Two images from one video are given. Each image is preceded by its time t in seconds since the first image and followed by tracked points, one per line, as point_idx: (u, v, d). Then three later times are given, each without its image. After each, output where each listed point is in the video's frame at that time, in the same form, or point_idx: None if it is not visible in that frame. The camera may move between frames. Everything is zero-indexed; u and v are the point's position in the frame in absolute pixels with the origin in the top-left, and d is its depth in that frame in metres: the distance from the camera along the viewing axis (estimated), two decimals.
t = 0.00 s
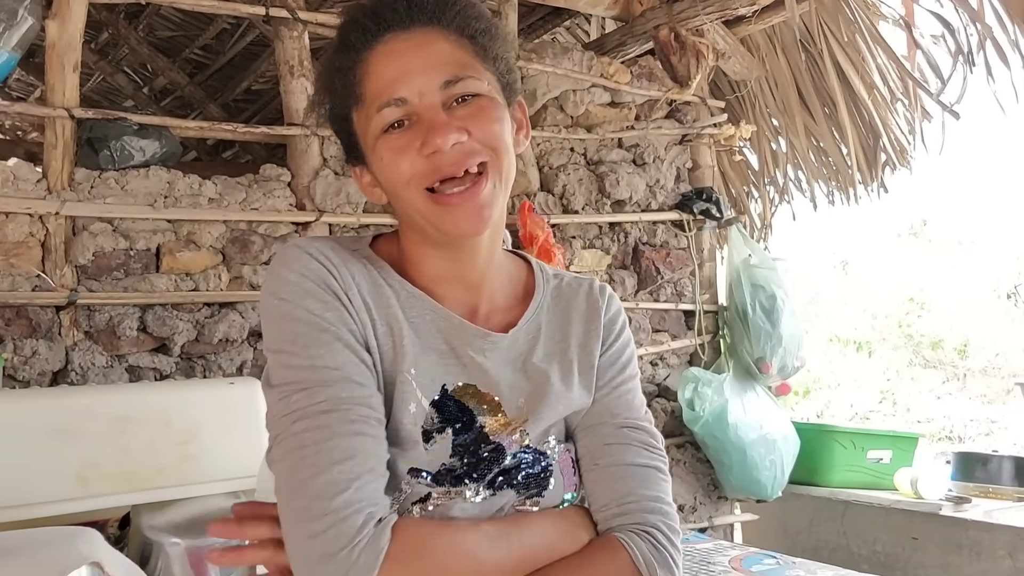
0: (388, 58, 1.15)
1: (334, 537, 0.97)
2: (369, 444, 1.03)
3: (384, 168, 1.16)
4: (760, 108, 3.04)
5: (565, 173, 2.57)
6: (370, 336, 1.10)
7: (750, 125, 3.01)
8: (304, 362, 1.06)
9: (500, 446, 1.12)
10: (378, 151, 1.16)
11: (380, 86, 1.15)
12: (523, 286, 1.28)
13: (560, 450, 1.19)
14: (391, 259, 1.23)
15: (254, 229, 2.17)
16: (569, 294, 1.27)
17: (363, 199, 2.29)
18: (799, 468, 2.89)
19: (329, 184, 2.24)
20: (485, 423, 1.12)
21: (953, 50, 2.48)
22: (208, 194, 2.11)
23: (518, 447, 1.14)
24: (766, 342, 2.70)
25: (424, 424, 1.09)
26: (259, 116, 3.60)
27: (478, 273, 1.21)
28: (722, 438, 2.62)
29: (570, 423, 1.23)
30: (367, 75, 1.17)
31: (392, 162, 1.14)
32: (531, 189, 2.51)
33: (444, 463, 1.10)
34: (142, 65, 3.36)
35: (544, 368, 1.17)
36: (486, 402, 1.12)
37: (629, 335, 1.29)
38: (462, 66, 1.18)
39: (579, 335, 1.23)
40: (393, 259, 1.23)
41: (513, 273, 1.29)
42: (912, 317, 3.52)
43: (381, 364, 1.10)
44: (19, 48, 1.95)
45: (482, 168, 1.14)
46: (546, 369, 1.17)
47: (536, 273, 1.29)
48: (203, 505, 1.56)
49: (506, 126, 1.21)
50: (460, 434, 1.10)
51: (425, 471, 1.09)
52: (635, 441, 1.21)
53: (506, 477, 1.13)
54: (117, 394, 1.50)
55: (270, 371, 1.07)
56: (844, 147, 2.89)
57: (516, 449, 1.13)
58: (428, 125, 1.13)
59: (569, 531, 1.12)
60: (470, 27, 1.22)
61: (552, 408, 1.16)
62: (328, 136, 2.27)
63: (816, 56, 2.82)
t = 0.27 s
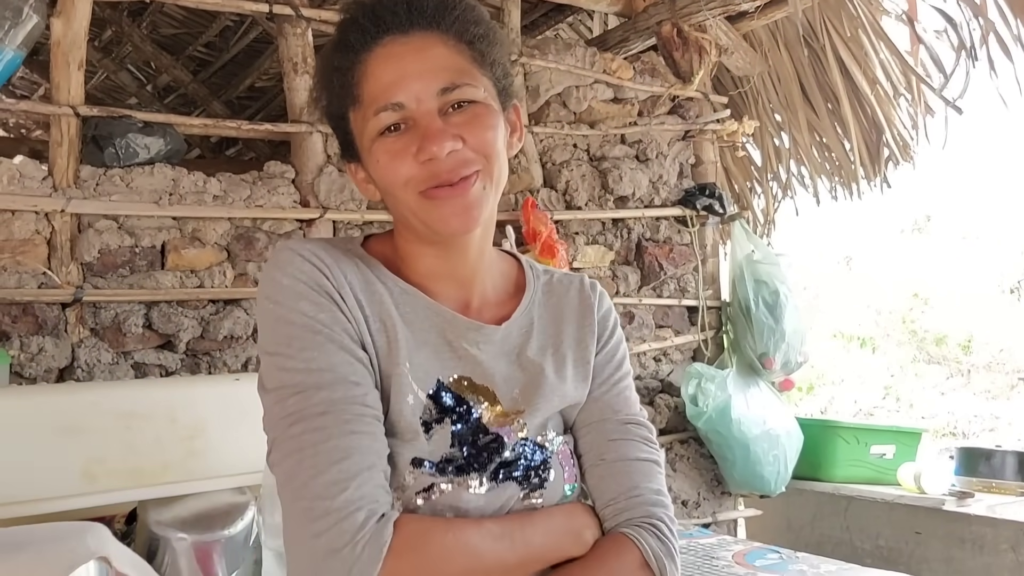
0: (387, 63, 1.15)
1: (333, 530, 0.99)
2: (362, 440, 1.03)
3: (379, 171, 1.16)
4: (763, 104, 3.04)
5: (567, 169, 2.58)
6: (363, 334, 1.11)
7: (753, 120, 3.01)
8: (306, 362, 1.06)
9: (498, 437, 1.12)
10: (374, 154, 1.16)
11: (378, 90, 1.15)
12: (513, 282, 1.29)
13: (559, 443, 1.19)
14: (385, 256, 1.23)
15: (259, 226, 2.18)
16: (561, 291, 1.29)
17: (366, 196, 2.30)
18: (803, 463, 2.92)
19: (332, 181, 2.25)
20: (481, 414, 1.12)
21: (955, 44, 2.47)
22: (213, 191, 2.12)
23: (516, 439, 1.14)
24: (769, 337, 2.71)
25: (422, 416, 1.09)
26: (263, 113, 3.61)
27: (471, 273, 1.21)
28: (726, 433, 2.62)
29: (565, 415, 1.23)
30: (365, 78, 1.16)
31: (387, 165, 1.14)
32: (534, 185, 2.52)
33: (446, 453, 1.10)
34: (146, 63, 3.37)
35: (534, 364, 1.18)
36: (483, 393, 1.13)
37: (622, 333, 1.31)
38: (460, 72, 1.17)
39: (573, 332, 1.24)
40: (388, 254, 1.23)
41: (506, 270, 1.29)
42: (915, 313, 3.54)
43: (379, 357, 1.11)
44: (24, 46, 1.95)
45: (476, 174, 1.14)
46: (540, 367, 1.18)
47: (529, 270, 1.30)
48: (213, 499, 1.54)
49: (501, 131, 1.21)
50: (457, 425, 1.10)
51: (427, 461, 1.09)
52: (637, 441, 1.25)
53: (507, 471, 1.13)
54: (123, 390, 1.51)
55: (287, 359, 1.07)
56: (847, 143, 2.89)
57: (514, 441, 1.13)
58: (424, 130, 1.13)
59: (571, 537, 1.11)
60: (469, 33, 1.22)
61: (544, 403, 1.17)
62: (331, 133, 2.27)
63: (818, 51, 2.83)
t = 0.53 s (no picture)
0: (387, 58, 1.10)
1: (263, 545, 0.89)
2: (341, 436, 0.99)
3: (371, 164, 1.11)
4: (766, 99, 3.03)
5: (570, 163, 2.58)
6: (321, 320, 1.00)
7: (755, 114, 3.01)
8: (256, 369, 0.96)
9: (476, 416, 1.04)
10: (367, 146, 1.12)
11: (374, 84, 1.11)
12: (509, 274, 1.22)
13: (547, 425, 1.10)
14: (375, 248, 1.15)
15: (262, 219, 2.19)
16: (556, 286, 1.21)
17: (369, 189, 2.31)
18: (804, 455, 2.96)
19: (335, 175, 2.27)
20: (459, 395, 1.04)
21: (957, 39, 2.49)
22: (216, 184, 2.14)
23: (496, 419, 1.05)
24: (770, 330, 2.72)
25: (397, 399, 1.00)
26: (267, 108, 3.62)
27: (463, 267, 1.15)
28: (727, 425, 2.65)
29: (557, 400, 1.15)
30: (364, 71, 1.11)
31: (377, 158, 1.10)
32: (536, 179, 2.53)
33: (423, 431, 1.01)
34: (150, 58, 3.38)
35: (522, 353, 1.11)
36: (461, 377, 1.05)
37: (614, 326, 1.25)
38: (458, 72, 1.13)
39: (569, 329, 1.17)
40: (379, 241, 1.16)
41: (501, 265, 1.23)
42: (920, 308, 3.51)
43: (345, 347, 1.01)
44: (30, 41, 1.98)
45: (462, 174, 1.10)
46: (531, 358, 1.11)
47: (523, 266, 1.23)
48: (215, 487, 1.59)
49: (496, 133, 1.16)
50: (436, 406, 1.02)
51: (404, 438, 1.00)
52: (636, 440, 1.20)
53: (487, 448, 1.03)
54: (130, 381, 1.53)
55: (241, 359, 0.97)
56: (849, 137, 2.91)
57: (495, 421, 1.05)
58: (415, 126, 1.09)
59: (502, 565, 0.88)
60: (470, 37, 1.16)
61: (529, 386, 1.09)
62: (334, 127, 2.29)
63: (821, 46, 2.83)
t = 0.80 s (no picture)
0: (383, 55, 1.10)
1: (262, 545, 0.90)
2: (344, 423, 1.01)
3: (366, 158, 1.11)
4: (768, 90, 3.03)
5: (571, 154, 2.59)
6: (319, 313, 1.00)
7: (757, 106, 3.00)
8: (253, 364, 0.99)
9: (485, 401, 1.04)
10: (362, 142, 1.11)
11: (370, 79, 1.11)
12: (501, 264, 1.21)
13: (552, 411, 1.10)
14: (367, 245, 1.14)
15: (264, 210, 2.20)
16: (544, 278, 1.20)
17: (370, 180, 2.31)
18: (805, 447, 2.97)
19: (336, 166, 2.27)
20: (465, 379, 1.04)
21: (960, 28, 2.47)
22: (217, 175, 2.15)
23: (505, 403, 1.05)
24: (771, 321, 2.73)
25: (407, 389, 1.00)
26: (269, 100, 3.63)
27: (458, 262, 1.14)
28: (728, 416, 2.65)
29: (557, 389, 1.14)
30: (359, 67, 1.11)
31: (375, 153, 1.09)
32: (538, 170, 2.53)
33: (435, 417, 1.02)
34: (153, 50, 3.39)
35: (520, 339, 1.11)
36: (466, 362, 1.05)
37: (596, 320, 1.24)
38: (453, 67, 1.13)
39: (559, 319, 1.16)
40: (370, 239, 1.15)
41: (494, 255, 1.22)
42: (924, 300, 3.39)
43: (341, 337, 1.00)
44: (32, 32, 1.98)
45: (461, 167, 1.10)
46: (528, 346, 1.11)
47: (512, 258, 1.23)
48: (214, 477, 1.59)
49: (490, 128, 1.17)
50: (442, 393, 1.02)
51: (420, 424, 1.00)
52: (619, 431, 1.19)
53: (499, 432, 1.04)
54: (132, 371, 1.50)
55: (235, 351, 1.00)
56: (852, 128, 2.90)
57: (505, 406, 1.05)
58: (412, 121, 1.09)
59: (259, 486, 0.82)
60: (463, 32, 1.17)
61: (528, 371, 1.08)
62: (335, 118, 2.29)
63: (823, 36, 2.83)
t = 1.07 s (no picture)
0: (379, 61, 1.11)
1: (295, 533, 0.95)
2: (352, 411, 1.03)
3: (361, 161, 1.13)
4: (771, 84, 3.02)
5: (574, 148, 2.59)
6: (328, 303, 1.04)
7: (760, 100, 3.00)
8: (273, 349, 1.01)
9: (476, 385, 1.06)
10: (357, 145, 1.13)
11: (365, 85, 1.11)
12: (493, 260, 1.24)
13: (545, 397, 1.12)
14: (363, 242, 1.17)
15: (268, 203, 2.21)
16: (537, 270, 1.23)
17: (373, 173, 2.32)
18: (806, 441, 2.96)
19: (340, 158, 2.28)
20: (452, 364, 1.06)
21: (963, 23, 2.50)
22: (222, 167, 2.16)
23: (495, 387, 1.07)
24: (773, 315, 2.72)
25: (397, 374, 1.03)
26: (272, 93, 3.63)
27: (450, 260, 1.17)
28: (727, 408, 2.66)
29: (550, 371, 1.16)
30: (355, 72, 1.12)
31: (369, 156, 1.11)
32: (541, 164, 2.54)
33: (426, 401, 1.03)
34: (157, 43, 3.40)
35: (513, 331, 1.13)
36: (455, 349, 1.07)
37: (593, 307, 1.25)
38: (447, 73, 1.14)
39: (549, 309, 1.19)
40: (367, 235, 1.18)
41: (486, 251, 1.25)
42: (929, 295, 3.42)
43: (342, 327, 1.04)
44: (38, 24, 1.99)
45: (452, 171, 1.12)
46: (521, 337, 1.14)
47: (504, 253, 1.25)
48: (223, 466, 1.59)
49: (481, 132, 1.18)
50: (432, 379, 1.04)
51: (411, 408, 1.02)
52: (604, 414, 1.19)
53: (490, 416, 1.05)
54: (135, 361, 1.51)
55: (256, 340, 1.02)
56: (855, 123, 2.89)
57: (494, 389, 1.06)
58: (406, 127, 1.10)
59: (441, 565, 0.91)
60: (457, 41, 1.16)
61: (521, 360, 1.11)
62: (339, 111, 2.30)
63: (827, 31, 2.83)
